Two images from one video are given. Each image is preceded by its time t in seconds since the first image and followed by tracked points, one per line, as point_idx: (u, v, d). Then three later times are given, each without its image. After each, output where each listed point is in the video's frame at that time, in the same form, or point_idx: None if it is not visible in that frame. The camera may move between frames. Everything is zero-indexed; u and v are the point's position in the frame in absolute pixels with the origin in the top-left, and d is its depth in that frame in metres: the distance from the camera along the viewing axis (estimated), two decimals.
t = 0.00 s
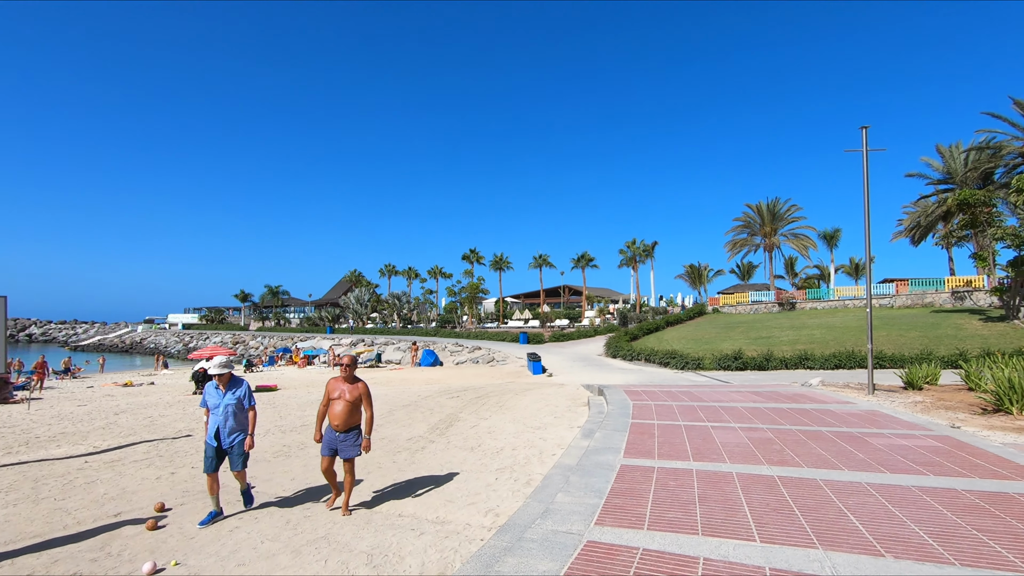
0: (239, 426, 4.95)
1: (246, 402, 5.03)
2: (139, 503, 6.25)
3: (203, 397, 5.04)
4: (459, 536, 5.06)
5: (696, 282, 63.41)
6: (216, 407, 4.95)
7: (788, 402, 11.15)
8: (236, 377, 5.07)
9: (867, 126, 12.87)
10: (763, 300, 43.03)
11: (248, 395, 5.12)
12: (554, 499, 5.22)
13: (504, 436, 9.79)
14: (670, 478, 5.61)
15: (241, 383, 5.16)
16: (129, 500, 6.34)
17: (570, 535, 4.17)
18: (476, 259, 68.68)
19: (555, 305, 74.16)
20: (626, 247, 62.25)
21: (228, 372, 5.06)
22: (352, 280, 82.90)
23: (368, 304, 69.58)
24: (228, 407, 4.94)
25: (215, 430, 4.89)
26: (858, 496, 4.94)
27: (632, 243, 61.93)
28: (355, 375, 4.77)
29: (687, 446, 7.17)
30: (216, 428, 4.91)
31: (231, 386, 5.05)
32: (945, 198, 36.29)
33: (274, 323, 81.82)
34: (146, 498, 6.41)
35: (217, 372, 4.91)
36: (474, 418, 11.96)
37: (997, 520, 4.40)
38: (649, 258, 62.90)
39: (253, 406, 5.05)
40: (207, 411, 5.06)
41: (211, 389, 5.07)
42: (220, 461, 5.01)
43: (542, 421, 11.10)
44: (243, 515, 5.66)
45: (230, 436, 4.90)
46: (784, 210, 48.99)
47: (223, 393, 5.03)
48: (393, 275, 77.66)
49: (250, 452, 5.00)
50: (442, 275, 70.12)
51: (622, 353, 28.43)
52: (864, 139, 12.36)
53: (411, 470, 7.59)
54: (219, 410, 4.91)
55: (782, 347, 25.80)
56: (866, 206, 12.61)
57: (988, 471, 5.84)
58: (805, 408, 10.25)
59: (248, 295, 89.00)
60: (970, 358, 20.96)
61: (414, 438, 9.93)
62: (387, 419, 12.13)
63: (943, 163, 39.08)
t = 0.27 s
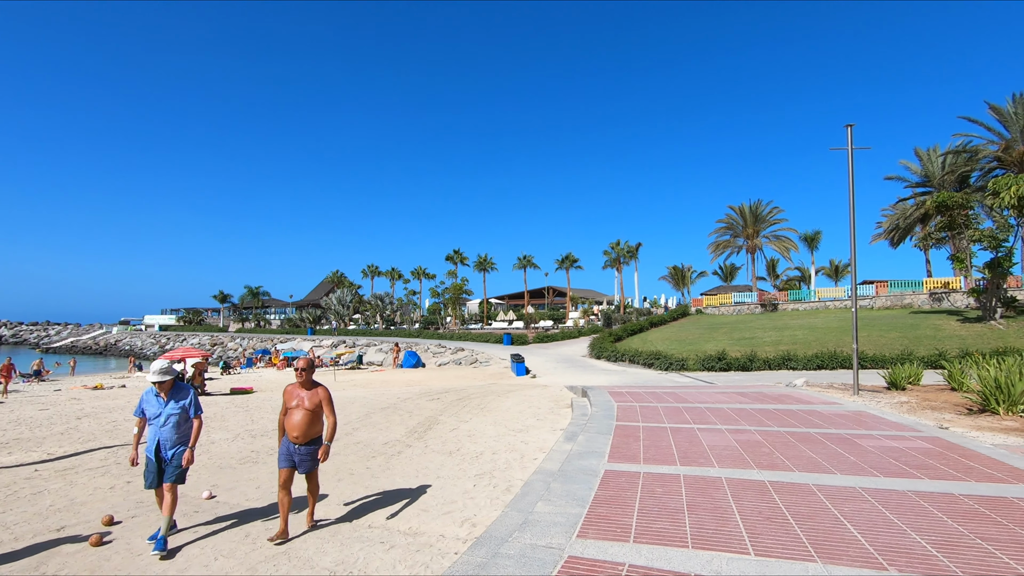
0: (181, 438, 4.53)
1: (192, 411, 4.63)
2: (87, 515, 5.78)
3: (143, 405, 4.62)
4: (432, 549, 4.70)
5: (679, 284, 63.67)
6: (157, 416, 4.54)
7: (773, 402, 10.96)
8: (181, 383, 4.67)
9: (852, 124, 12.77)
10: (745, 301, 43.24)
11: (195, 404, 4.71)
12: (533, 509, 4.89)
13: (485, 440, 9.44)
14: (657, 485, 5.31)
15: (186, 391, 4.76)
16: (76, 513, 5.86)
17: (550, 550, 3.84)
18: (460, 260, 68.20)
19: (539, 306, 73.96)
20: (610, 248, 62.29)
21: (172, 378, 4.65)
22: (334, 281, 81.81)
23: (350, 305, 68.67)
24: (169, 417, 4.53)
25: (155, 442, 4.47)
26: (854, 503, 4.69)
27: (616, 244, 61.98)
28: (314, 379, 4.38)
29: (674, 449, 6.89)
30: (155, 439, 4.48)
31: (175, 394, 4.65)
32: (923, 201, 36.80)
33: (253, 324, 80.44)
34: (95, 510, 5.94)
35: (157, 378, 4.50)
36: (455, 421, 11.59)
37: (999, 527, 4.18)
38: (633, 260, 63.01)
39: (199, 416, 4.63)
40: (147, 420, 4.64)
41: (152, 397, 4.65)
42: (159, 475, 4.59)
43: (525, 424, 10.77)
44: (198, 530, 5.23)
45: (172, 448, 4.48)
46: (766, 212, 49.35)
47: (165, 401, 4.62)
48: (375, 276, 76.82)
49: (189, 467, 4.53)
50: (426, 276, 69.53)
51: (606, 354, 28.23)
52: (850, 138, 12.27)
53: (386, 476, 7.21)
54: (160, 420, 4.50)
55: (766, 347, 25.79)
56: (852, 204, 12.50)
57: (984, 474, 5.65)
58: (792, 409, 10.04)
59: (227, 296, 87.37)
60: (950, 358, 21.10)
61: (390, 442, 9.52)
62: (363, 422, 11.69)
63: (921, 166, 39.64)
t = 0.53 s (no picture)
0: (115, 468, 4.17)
1: (129, 437, 4.22)
2: (33, 531, 5.36)
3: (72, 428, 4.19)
4: (405, 566, 4.38)
5: (666, 283, 63.79)
6: (90, 443, 4.15)
7: (761, 404, 10.77)
8: (118, 406, 4.25)
9: (841, 122, 12.57)
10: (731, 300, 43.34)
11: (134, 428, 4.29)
12: (513, 522, 4.58)
13: (467, 443, 9.12)
14: (644, 495, 5.03)
15: (126, 412, 4.34)
16: (21, 528, 5.43)
17: (529, 572, 3.54)
18: (446, 258, 67.67)
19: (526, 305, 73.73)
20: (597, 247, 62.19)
21: (107, 400, 4.21)
22: (319, 279, 80.78)
23: (335, 303, 67.90)
24: (103, 445, 4.14)
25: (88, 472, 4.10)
26: (850, 514, 4.45)
27: (603, 243, 61.89)
28: (267, 384, 3.96)
29: (662, 455, 6.63)
30: (85, 469, 4.11)
31: (111, 418, 4.22)
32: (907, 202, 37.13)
33: (236, 323, 79.17)
34: (43, 525, 5.51)
35: (87, 405, 4.06)
36: (437, 423, 11.24)
37: (1004, 541, 3.96)
38: (620, 258, 63.00)
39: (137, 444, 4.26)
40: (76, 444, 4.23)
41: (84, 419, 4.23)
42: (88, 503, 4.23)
43: (508, 426, 10.47)
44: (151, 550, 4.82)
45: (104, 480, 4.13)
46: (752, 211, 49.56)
47: (100, 425, 4.20)
48: (361, 273, 75.99)
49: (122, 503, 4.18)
50: (412, 274, 68.89)
51: (593, 353, 28.02)
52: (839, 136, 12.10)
53: (361, 484, 6.86)
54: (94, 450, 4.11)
55: (752, 347, 25.75)
56: (841, 203, 12.32)
57: (982, 482, 5.44)
58: (780, 411, 9.85)
59: (209, 293, 85.93)
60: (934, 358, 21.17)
61: (369, 446, 9.17)
62: (342, 425, 11.30)
63: (904, 166, 39.96)
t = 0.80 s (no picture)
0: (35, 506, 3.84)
1: (37, 484, 3.76)
2: None
3: None
4: None
5: (653, 283, 63.85)
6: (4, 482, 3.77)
7: (749, 405, 10.56)
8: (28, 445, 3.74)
9: (828, 119, 12.42)
10: (718, 300, 43.40)
11: (50, 467, 3.82)
12: (489, 536, 4.27)
13: (448, 448, 8.79)
14: (631, 504, 4.74)
15: (39, 448, 3.83)
16: None
17: None
18: (433, 259, 67.14)
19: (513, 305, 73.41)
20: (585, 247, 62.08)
21: (11, 444, 3.63)
22: (304, 280, 79.78)
23: (320, 304, 67.12)
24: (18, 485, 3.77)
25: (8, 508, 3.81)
26: (848, 525, 4.20)
27: (590, 243, 61.81)
28: (212, 395, 3.54)
29: (649, 459, 6.35)
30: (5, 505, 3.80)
31: (17, 462, 3.70)
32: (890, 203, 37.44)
33: (219, 325, 77.86)
34: None
35: None
36: (418, 427, 10.88)
37: (1011, 552, 3.73)
38: (607, 259, 62.96)
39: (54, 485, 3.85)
40: None
41: None
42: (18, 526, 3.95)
43: (492, 430, 10.14)
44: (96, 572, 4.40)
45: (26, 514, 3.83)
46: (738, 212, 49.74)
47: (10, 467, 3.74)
48: (346, 274, 75.16)
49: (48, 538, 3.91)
50: (398, 275, 68.26)
51: (580, 354, 27.78)
52: (826, 133, 11.95)
53: (333, 493, 6.50)
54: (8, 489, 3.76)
55: (739, 347, 25.69)
56: (829, 201, 12.18)
57: (981, 486, 5.22)
58: (769, 412, 9.63)
59: (191, 295, 84.48)
60: (919, 358, 21.21)
61: (345, 451, 8.79)
62: (319, 429, 10.89)
63: (888, 167, 40.29)
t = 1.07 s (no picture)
0: None
1: None
2: None
3: None
4: None
5: (650, 285, 63.61)
6: None
7: (749, 410, 10.25)
8: None
9: (827, 116, 12.14)
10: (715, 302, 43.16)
11: None
12: (472, 560, 3.94)
13: (438, 458, 8.45)
14: (627, 525, 4.43)
15: None
16: None
17: None
18: (429, 262, 66.78)
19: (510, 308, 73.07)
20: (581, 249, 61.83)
21: None
22: (299, 283, 79.26)
23: (314, 308, 66.64)
24: None
25: None
26: (861, 547, 3.89)
27: (587, 245, 61.55)
28: (162, 413, 3.26)
29: (646, 471, 6.03)
30: None
31: None
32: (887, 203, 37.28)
33: (213, 328, 77.23)
34: None
35: None
36: (409, 434, 10.52)
37: None
38: (604, 261, 62.69)
39: None
40: None
41: None
42: None
43: (485, 438, 9.79)
44: None
45: None
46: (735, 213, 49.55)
47: None
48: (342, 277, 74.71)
49: None
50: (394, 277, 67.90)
51: (576, 357, 27.47)
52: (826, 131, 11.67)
53: (314, 507, 6.16)
54: None
55: (737, 349, 25.42)
56: (828, 201, 11.89)
57: (998, 499, 4.93)
58: (771, 418, 9.32)
59: (186, 299, 83.88)
60: (918, 360, 20.97)
61: (331, 462, 8.45)
62: (307, 437, 10.53)
63: (885, 168, 40.13)
